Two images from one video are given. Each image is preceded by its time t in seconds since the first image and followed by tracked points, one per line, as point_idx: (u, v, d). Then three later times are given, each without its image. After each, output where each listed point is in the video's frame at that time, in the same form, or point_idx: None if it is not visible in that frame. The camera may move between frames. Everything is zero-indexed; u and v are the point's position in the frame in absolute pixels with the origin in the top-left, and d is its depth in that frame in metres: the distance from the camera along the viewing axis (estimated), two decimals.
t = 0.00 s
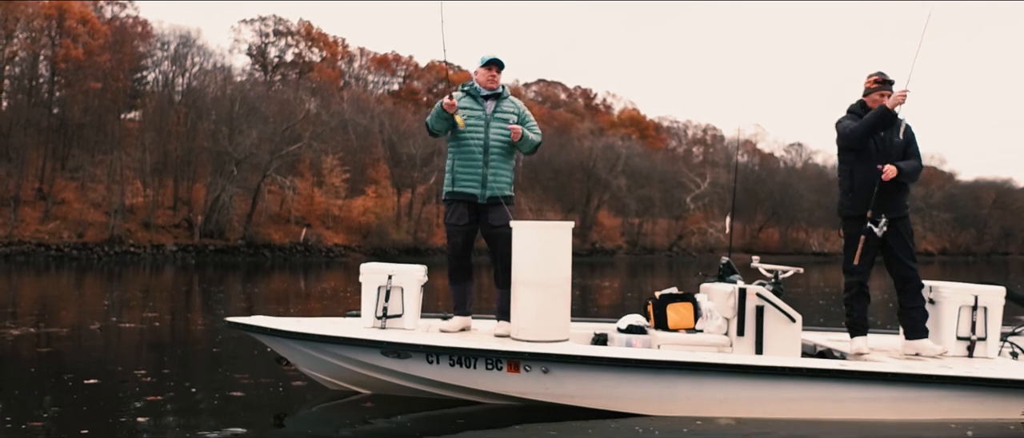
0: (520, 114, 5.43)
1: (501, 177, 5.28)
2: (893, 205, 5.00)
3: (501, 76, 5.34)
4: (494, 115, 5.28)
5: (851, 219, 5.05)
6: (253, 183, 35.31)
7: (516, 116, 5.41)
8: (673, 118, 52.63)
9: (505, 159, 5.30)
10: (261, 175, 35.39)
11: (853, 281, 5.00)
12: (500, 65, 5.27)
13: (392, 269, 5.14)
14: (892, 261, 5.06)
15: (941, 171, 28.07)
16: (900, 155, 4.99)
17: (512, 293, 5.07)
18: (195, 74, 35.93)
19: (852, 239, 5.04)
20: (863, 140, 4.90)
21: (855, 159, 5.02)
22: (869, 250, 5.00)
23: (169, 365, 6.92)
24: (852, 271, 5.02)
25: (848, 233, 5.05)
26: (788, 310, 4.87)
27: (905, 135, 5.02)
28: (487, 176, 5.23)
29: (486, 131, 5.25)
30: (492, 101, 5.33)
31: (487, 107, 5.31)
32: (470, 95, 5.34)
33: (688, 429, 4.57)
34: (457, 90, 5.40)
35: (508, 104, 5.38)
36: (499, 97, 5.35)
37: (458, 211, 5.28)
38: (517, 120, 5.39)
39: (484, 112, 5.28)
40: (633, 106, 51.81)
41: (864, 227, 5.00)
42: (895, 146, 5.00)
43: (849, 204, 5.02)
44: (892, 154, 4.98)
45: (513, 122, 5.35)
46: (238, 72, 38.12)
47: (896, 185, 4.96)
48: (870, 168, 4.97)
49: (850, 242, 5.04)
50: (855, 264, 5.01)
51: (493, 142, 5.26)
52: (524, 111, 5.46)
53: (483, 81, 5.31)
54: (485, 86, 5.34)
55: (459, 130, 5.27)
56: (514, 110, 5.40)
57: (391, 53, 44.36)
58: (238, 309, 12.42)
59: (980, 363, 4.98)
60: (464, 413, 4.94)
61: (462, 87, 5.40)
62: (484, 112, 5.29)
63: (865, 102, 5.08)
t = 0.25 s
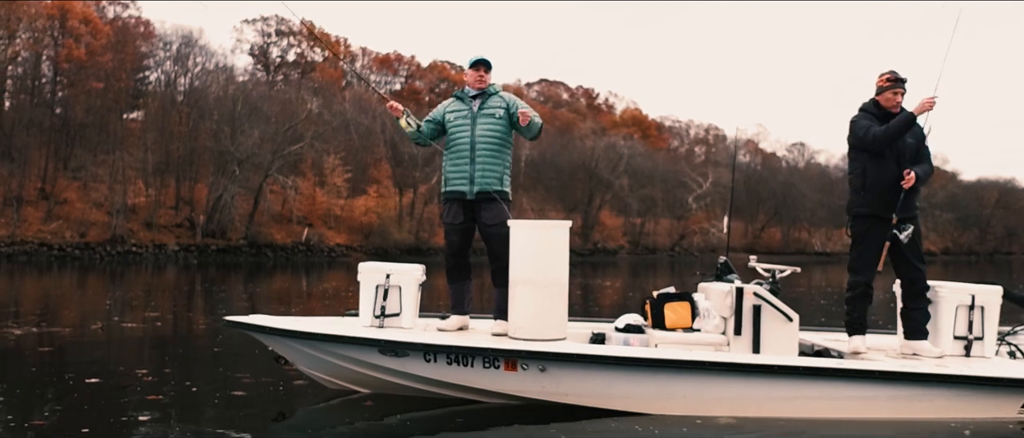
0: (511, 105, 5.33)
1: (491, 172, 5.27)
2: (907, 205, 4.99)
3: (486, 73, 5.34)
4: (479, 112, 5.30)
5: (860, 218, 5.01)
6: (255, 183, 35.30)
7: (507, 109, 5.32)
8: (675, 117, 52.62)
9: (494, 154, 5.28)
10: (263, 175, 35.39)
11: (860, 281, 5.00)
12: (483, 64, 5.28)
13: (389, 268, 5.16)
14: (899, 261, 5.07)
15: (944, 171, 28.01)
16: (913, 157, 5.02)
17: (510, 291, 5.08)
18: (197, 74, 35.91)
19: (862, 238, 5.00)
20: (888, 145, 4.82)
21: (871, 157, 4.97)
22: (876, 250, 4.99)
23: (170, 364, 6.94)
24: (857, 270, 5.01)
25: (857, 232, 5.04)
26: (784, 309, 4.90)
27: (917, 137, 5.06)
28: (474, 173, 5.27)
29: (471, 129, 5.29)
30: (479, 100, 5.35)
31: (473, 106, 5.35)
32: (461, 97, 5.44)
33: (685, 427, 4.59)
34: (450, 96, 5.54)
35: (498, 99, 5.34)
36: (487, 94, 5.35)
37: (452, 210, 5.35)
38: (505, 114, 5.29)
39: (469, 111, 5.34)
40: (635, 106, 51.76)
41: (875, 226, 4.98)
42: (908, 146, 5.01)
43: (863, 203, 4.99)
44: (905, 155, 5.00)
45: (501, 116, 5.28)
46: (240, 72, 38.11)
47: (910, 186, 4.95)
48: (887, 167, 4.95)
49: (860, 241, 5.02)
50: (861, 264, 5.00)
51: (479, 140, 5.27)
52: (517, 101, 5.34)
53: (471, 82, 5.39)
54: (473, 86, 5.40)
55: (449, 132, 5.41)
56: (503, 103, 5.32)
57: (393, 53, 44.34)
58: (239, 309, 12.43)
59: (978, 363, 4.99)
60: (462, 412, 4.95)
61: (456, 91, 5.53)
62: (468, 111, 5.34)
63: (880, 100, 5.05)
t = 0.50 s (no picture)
0: (503, 101, 5.32)
1: (484, 168, 5.26)
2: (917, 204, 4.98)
3: (479, 72, 5.41)
4: (472, 111, 5.34)
5: (871, 217, 5.01)
6: (257, 183, 35.32)
7: (499, 107, 5.33)
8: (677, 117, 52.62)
9: (486, 150, 5.28)
10: (265, 174, 35.41)
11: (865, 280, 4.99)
12: (477, 63, 5.36)
13: (387, 267, 5.18)
14: (905, 262, 5.05)
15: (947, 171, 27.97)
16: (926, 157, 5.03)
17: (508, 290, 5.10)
18: (199, 74, 35.94)
19: (871, 236, 5.00)
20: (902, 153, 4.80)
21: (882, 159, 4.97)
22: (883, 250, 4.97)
23: (172, 364, 6.95)
24: (863, 269, 5.00)
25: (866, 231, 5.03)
26: (783, 309, 4.88)
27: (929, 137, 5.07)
28: (466, 170, 5.27)
29: (463, 128, 5.33)
30: (472, 99, 5.40)
31: (466, 105, 5.40)
32: (455, 99, 5.49)
33: (683, 426, 4.59)
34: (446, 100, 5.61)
35: (490, 97, 5.37)
36: (480, 94, 5.39)
37: (449, 209, 5.36)
38: (497, 110, 5.31)
39: (462, 110, 5.38)
40: (637, 106, 51.71)
41: (885, 225, 4.98)
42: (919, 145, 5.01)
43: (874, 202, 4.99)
44: (918, 156, 5.01)
45: (493, 113, 5.31)
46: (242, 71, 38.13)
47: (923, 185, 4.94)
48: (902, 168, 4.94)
49: (869, 240, 5.01)
50: (866, 263, 4.99)
51: (471, 137, 5.30)
52: (509, 97, 5.33)
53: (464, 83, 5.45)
54: (467, 87, 5.45)
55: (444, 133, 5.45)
56: (495, 101, 5.34)
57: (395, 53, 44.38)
58: (241, 309, 12.44)
59: (974, 362, 5.01)
60: (460, 411, 4.96)
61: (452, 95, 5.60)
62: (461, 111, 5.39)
63: (893, 98, 5.04)
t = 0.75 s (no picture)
0: (503, 102, 5.33)
1: (484, 169, 5.27)
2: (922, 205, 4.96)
3: (479, 72, 5.40)
4: (472, 111, 5.35)
5: (875, 217, 5.05)
6: (258, 183, 35.30)
7: (499, 108, 5.33)
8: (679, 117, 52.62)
9: (487, 152, 5.30)
10: (267, 175, 35.41)
11: (868, 280, 5.01)
12: (477, 63, 5.35)
13: (385, 267, 5.20)
14: (908, 263, 5.06)
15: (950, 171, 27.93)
16: (932, 158, 4.99)
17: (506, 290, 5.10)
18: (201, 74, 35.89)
19: (875, 237, 5.03)
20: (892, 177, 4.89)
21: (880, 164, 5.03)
22: (887, 250, 5.00)
23: (172, 364, 6.97)
24: (868, 269, 5.02)
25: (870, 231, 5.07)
26: (779, 309, 4.89)
27: (938, 136, 5.02)
28: (467, 171, 5.28)
29: (464, 128, 5.33)
30: (472, 99, 5.40)
31: (466, 105, 5.40)
32: (455, 98, 5.48)
33: (681, 425, 4.59)
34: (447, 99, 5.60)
35: (490, 98, 5.37)
36: (480, 94, 5.39)
37: (448, 209, 5.37)
38: (498, 111, 5.32)
39: (462, 110, 5.38)
40: (639, 106, 51.70)
41: (888, 225, 5.00)
42: (923, 147, 4.99)
43: (875, 203, 5.03)
44: (923, 156, 4.99)
45: (493, 113, 5.31)
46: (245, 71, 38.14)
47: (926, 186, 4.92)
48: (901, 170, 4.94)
49: (873, 240, 5.04)
50: (871, 263, 5.02)
51: (471, 138, 5.31)
52: (509, 98, 5.33)
53: (465, 82, 5.44)
54: (467, 86, 5.44)
55: (444, 132, 5.45)
56: (496, 101, 5.34)
57: (397, 53, 44.49)
58: (243, 308, 12.47)
59: (971, 362, 5.01)
60: (458, 410, 4.96)
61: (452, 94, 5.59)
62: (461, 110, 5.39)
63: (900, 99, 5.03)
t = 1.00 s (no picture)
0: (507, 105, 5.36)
1: (486, 171, 5.29)
2: (920, 205, 4.96)
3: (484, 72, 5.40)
4: (476, 111, 5.34)
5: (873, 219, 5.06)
6: (260, 183, 35.30)
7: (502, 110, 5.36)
8: (680, 117, 52.62)
9: (489, 153, 5.31)
10: (268, 174, 35.41)
11: (869, 281, 5.02)
12: (481, 62, 5.34)
13: (382, 267, 5.21)
14: (906, 263, 5.06)
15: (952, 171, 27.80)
16: (929, 157, 4.98)
17: (502, 290, 5.10)
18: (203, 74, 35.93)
19: (874, 238, 5.03)
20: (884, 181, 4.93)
21: (875, 165, 5.06)
22: (887, 251, 5.00)
23: (173, 363, 6.98)
24: (870, 270, 5.03)
25: (868, 232, 5.08)
26: (775, 309, 4.90)
27: (937, 136, 5.00)
28: (470, 173, 5.29)
29: (467, 129, 5.34)
30: (476, 99, 5.39)
31: (470, 105, 5.39)
32: (458, 96, 5.47)
33: (677, 425, 4.60)
34: (448, 96, 5.58)
35: (494, 99, 5.38)
36: (484, 94, 5.39)
37: (448, 209, 5.37)
38: (501, 114, 5.33)
39: (466, 109, 5.37)
40: (640, 106, 51.68)
41: (886, 227, 5.00)
42: (921, 147, 4.98)
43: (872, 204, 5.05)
44: (920, 156, 4.99)
45: (496, 115, 5.32)
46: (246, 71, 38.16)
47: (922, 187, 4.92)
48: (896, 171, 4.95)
49: (872, 241, 5.05)
50: (873, 264, 5.02)
51: (474, 139, 5.32)
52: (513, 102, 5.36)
53: (469, 80, 5.43)
54: (471, 85, 5.44)
55: (446, 130, 5.44)
56: (500, 103, 5.36)
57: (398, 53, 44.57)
58: (244, 308, 12.49)
59: (968, 363, 5.01)
60: (455, 410, 4.96)
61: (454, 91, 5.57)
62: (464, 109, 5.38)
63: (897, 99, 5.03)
